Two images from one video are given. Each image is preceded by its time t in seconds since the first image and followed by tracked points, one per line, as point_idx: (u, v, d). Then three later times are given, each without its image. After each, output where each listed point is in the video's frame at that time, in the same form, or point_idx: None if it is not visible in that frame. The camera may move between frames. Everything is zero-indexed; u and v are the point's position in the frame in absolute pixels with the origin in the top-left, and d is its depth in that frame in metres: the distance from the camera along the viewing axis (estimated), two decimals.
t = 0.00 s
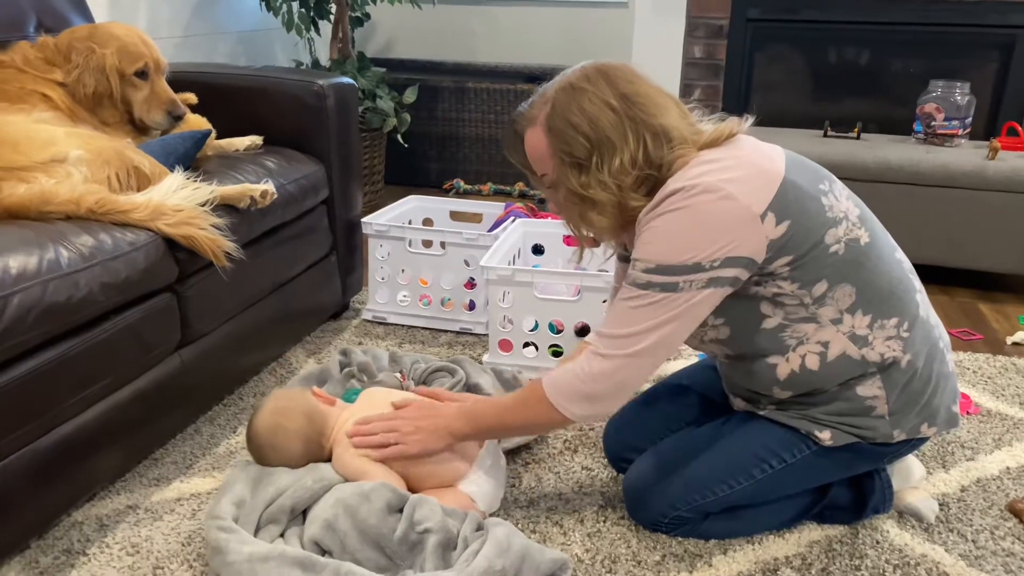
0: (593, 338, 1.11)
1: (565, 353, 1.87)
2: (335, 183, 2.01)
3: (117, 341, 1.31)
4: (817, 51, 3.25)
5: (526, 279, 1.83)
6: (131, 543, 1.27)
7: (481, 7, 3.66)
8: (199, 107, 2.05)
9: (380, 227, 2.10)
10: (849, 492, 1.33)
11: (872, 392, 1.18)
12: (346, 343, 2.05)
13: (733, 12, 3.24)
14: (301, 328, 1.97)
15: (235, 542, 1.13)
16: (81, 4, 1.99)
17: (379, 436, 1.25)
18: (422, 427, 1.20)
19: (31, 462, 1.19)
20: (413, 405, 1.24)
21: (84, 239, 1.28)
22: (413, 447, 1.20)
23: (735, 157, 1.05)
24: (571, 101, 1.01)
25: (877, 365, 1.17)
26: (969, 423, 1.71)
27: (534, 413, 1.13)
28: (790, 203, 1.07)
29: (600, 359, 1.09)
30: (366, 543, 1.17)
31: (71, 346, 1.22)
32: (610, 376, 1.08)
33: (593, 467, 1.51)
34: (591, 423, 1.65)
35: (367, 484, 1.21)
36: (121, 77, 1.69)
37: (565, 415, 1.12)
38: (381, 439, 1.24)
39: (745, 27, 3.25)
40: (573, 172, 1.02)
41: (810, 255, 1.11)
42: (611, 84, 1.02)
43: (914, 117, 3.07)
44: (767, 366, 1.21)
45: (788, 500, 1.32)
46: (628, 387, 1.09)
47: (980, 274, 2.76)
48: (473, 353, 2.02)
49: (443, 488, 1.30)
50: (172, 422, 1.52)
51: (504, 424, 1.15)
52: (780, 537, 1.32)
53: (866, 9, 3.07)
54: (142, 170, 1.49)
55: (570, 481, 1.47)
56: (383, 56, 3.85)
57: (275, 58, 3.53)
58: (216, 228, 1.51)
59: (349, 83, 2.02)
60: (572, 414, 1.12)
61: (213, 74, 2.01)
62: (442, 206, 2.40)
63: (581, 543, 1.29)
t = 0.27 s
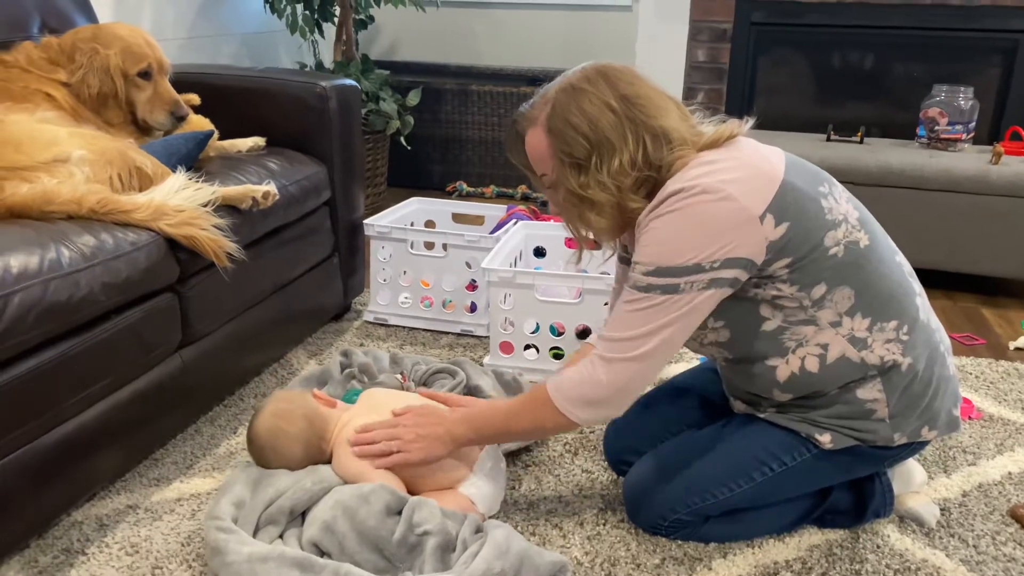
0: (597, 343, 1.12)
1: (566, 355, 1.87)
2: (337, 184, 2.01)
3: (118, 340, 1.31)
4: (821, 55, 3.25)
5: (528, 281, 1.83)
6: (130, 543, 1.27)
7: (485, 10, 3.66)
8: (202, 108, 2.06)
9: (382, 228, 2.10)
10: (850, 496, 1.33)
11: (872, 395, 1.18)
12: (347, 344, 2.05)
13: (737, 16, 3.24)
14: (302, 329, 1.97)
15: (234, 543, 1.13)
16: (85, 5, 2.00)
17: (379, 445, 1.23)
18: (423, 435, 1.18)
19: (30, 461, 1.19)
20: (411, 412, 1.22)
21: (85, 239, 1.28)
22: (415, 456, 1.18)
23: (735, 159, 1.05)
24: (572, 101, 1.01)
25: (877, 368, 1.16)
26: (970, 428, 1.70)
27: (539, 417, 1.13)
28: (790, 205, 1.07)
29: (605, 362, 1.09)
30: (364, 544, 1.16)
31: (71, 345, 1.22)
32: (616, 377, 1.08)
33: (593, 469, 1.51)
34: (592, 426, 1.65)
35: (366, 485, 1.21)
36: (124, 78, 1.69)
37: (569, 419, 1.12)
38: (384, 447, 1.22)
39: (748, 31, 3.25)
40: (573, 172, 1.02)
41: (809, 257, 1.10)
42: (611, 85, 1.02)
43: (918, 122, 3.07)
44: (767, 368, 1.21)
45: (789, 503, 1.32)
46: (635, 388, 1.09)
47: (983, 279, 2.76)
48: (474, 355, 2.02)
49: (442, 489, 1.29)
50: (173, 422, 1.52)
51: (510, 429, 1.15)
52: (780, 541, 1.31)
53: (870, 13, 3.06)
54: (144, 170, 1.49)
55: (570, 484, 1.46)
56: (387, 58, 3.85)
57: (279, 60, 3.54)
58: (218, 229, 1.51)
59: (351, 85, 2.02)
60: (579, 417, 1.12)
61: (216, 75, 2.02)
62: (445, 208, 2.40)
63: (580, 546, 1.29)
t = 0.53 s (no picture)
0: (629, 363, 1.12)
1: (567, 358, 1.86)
2: (338, 186, 2.01)
3: (118, 341, 1.31)
4: (823, 60, 3.25)
5: (528, 284, 1.83)
6: (128, 545, 1.27)
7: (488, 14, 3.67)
8: (203, 110, 2.06)
9: (383, 230, 2.10)
10: (850, 500, 1.32)
11: (872, 399, 1.18)
12: (348, 346, 2.05)
13: (738, 20, 3.24)
14: (302, 331, 1.97)
15: (231, 545, 1.13)
16: (87, 7, 2.00)
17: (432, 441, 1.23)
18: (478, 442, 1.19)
19: (28, 462, 1.18)
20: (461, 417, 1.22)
21: (85, 240, 1.28)
22: (469, 459, 1.19)
23: (735, 161, 1.05)
24: (575, 100, 1.02)
25: (878, 372, 1.16)
26: (972, 433, 1.70)
27: (586, 433, 1.14)
28: (792, 209, 1.07)
29: (642, 382, 1.09)
30: (362, 547, 1.16)
31: (69, 346, 1.22)
32: (656, 393, 1.08)
33: (593, 473, 1.51)
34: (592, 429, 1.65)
35: (364, 488, 1.21)
36: (125, 79, 1.69)
37: (614, 435, 1.13)
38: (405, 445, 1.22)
39: (750, 36, 3.25)
40: (573, 170, 1.03)
41: (812, 260, 1.10)
42: (614, 84, 1.03)
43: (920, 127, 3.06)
44: (769, 372, 1.20)
45: (789, 507, 1.31)
46: (675, 401, 1.09)
47: (985, 284, 2.75)
48: (474, 358, 2.02)
49: (441, 493, 1.29)
50: (172, 424, 1.51)
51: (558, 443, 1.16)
52: (779, 545, 1.31)
53: (872, 18, 3.06)
54: (145, 171, 1.49)
55: (569, 487, 1.46)
56: (389, 61, 3.86)
57: (281, 63, 3.54)
58: (218, 230, 1.51)
59: (353, 88, 2.03)
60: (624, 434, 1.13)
61: (217, 76, 2.02)
62: (446, 211, 2.40)
63: (579, 550, 1.28)
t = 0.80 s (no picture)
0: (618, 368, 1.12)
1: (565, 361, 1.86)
2: (336, 187, 2.01)
3: (113, 341, 1.31)
4: (823, 64, 3.25)
5: (527, 286, 1.82)
6: (122, 547, 1.26)
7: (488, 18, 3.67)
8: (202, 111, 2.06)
9: (382, 232, 2.10)
10: (849, 504, 1.31)
11: (870, 404, 1.17)
12: (345, 348, 2.04)
13: (739, 23, 3.23)
14: (300, 333, 1.96)
15: (225, 547, 1.12)
16: (86, 8, 2.00)
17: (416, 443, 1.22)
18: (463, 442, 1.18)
19: (21, 463, 1.18)
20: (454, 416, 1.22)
21: (81, 240, 1.28)
22: (451, 460, 1.18)
23: (729, 166, 1.05)
24: (573, 96, 1.02)
25: (876, 376, 1.15)
26: (971, 437, 1.69)
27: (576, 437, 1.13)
28: (787, 213, 1.06)
29: (630, 385, 1.09)
30: (356, 550, 1.15)
31: (64, 347, 1.21)
32: (643, 397, 1.08)
33: (590, 476, 1.50)
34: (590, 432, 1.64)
35: (359, 490, 1.20)
36: (123, 80, 1.68)
37: (601, 441, 1.12)
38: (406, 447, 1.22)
39: (750, 40, 3.24)
40: (568, 166, 1.03)
41: (807, 264, 1.09)
42: (613, 82, 1.03)
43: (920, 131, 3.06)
44: (765, 376, 1.19)
45: (787, 510, 1.31)
46: (664, 407, 1.08)
47: (986, 289, 2.74)
48: (472, 360, 2.01)
49: (437, 495, 1.28)
50: (168, 425, 1.51)
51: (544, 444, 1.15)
52: (777, 549, 1.30)
53: (872, 22, 3.06)
54: (141, 172, 1.48)
55: (566, 490, 1.45)
56: (389, 64, 3.86)
57: (282, 65, 3.54)
58: (214, 231, 1.51)
59: (352, 90, 2.03)
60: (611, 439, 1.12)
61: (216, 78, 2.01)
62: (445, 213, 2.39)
63: (576, 553, 1.28)
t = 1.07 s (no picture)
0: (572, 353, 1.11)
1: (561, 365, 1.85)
2: (333, 190, 2.01)
3: (106, 343, 1.30)
4: (822, 69, 3.25)
5: (523, 289, 1.82)
6: (114, 551, 1.25)
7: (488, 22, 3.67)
8: (199, 114, 2.05)
9: (378, 235, 2.09)
10: (846, 509, 1.31)
11: (866, 408, 1.16)
12: (342, 352, 2.03)
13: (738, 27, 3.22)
14: (296, 336, 1.96)
15: (217, 551, 1.11)
16: (82, 10, 1.99)
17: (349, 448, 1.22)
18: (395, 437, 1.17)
19: (12, 467, 1.17)
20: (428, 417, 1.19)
21: (74, 242, 1.27)
22: (386, 458, 1.17)
23: (722, 171, 1.05)
24: (569, 95, 1.04)
25: (871, 380, 1.15)
26: (969, 443, 1.68)
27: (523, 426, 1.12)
28: (777, 216, 1.06)
29: (582, 372, 1.08)
30: (349, 554, 1.14)
31: (56, 349, 1.20)
32: (592, 386, 1.07)
33: (586, 481, 1.49)
34: (586, 437, 1.63)
35: (352, 494, 1.19)
36: (119, 83, 1.68)
37: (542, 427, 1.11)
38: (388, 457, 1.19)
39: (749, 44, 3.23)
40: (562, 164, 1.04)
41: (797, 269, 1.09)
42: (609, 82, 1.04)
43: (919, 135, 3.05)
44: (758, 382, 1.18)
45: (783, 516, 1.30)
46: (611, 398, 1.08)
47: (986, 293, 2.74)
48: (469, 364, 2.00)
49: (431, 500, 1.27)
50: (162, 428, 1.50)
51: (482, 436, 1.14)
52: (774, 555, 1.29)
53: (872, 26, 3.05)
54: (136, 173, 1.47)
55: (562, 495, 1.44)
56: (388, 68, 3.86)
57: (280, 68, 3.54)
58: (209, 233, 1.50)
59: (348, 92, 2.02)
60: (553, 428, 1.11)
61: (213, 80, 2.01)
62: (444, 216, 2.39)
63: (571, 559, 1.27)
